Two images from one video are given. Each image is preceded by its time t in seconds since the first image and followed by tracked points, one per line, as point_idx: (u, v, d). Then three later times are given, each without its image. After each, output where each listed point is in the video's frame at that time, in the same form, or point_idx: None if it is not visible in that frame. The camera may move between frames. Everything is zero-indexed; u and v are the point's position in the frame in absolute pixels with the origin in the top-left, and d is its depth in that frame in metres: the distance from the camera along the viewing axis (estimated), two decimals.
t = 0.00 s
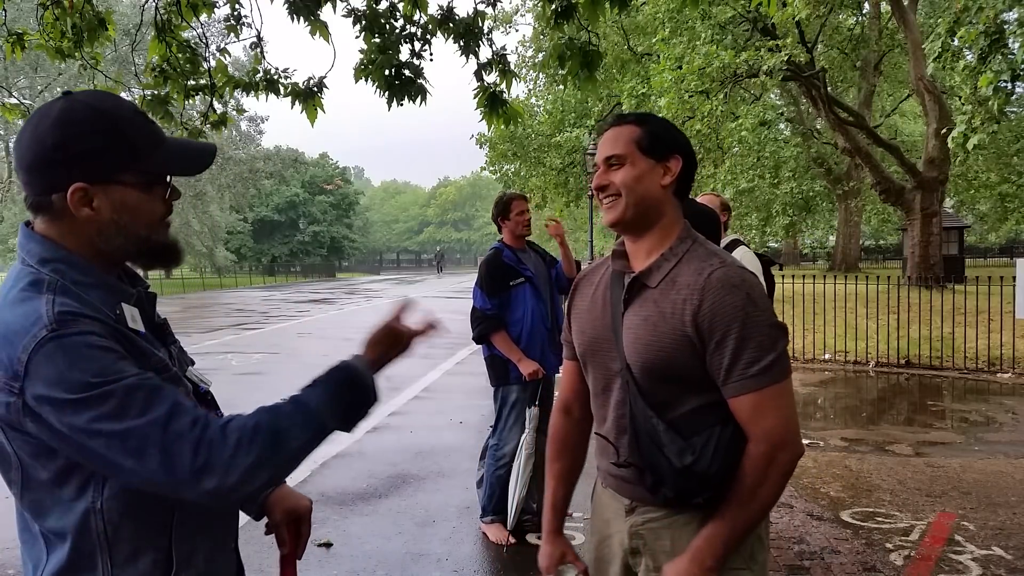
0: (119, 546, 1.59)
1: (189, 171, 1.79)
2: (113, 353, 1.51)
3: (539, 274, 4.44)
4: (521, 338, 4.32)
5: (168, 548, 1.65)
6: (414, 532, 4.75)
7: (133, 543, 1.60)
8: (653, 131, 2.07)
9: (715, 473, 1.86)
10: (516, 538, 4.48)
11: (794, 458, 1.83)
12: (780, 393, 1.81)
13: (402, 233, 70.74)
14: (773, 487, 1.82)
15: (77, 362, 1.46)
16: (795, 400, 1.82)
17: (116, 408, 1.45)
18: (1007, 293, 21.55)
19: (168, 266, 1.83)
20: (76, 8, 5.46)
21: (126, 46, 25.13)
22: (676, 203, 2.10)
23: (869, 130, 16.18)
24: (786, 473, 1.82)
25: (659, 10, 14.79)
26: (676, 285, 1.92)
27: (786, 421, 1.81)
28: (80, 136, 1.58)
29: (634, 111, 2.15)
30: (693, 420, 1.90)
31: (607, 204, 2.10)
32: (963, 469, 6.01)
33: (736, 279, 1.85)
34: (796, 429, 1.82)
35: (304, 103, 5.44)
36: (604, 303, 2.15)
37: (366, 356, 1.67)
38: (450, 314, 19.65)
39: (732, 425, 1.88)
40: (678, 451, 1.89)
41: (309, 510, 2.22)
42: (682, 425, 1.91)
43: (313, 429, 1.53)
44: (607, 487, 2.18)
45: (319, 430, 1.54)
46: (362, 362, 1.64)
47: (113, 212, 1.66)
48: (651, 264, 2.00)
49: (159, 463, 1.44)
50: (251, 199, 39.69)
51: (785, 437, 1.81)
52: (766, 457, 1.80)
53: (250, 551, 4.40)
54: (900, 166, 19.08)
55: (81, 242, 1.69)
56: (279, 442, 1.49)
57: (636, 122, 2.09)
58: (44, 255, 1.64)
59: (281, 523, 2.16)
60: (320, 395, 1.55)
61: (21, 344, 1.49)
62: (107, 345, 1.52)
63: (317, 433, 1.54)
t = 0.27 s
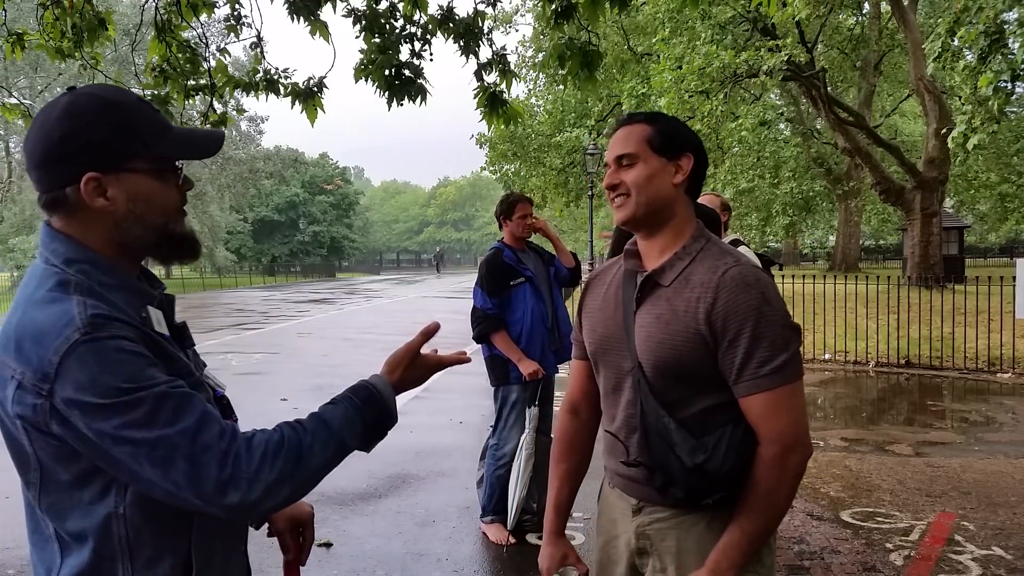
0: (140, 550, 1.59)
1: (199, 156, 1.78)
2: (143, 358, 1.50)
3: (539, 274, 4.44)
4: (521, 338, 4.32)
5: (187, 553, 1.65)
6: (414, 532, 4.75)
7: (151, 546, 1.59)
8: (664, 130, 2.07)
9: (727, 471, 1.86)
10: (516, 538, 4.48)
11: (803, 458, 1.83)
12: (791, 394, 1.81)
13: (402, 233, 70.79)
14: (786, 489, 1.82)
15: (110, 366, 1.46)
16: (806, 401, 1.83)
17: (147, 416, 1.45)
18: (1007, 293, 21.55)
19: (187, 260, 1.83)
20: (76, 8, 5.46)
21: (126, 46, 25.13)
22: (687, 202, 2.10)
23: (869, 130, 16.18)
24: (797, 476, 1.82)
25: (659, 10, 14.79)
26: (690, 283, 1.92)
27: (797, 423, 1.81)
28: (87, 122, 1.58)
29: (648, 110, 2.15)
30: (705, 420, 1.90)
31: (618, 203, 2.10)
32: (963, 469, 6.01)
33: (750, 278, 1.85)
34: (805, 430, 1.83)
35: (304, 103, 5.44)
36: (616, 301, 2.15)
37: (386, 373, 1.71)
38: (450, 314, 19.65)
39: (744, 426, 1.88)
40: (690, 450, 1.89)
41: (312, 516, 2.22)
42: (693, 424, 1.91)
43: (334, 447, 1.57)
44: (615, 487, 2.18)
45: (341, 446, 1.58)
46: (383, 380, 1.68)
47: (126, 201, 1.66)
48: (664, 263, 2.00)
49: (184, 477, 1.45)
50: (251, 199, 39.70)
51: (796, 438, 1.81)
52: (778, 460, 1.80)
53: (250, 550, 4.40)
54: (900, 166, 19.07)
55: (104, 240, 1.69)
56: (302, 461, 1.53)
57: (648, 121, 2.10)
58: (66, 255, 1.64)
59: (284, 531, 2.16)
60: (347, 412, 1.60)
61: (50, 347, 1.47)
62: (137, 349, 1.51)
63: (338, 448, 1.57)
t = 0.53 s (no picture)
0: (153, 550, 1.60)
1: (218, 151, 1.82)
2: (157, 363, 1.52)
3: (540, 274, 4.45)
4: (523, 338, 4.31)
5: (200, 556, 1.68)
6: (414, 532, 4.75)
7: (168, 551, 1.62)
8: (670, 129, 2.06)
9: (733, 470, 1.87)
10: (516, 538, 4.48)
11: (811, 459, 1.83)
12: (797, 394, 1.81)
13: (402, 233, 70.81)
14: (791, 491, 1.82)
15: (122, 367, 1.47)
16: (813, 401, 1.83)
17: (141, 430, 1.45)
18: (1007, 293, 21.55)
19: (213, 259, 1.84)
20: (76, 8, 5.46)
21: (125, 46, 25.14)
22: (694, 201, 2.10)
23: (869, 130, 16.18)
24: (805, 476, 1.82)
25: (659, 10, 14.78)
26: (696, 283, 1.92)
27: (805, 422, 1.81)
28: (107, 120, 1.63)
29: (656, 108, 2.14)
30: (711, 421, 1.90)
31: (624, 205, 2.10)
32: (963, 469, 6.00)
33: (755, 278, 1.85)
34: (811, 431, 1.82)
35: (304, 103, 5.44)
36: (620, 302, 2.15)
37: (321, 390, 1.68)
38: (450, 314, 19.65)
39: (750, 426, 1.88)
40: (698, 450, 1.89)
41: (327, 513, 2.22)
42: (700, 424, 1.90)
43: (279, 475, 1.55)
44: (618, 487, 2.18)
45: (286, 473, 1.56)
46: (319, 399, 1.65)
47: (146, 194, 1.68)
48: (670, 262, 2.00)
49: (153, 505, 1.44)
50: (251, 199, 39.71)
51: (803, 438, 1.81)
52: (784, 459, 1.80)
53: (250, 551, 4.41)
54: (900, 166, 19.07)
55: (128, 236, 1.72)
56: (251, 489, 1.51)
57: (654, 120, 2.09)
58: (95, 252, 1.66)
59: (300, 525, 2.16)
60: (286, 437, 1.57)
61: (68, 339, 1.49)
62: (153, 352, 1.54)
63: (286, 476, 1.56)
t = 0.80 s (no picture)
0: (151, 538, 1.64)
1: (219, 149, 1.85)
2: (148, 359, 1.57)
3: (540, 274, 4.46)
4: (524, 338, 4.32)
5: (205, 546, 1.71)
6: (414, 532, 4.75)
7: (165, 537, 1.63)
8: (671, 132, 2.05)
9: (736, 474, 1.84)
10: (516, 538, 4.49)
11: (812, 462, 1.83)
12: (798, 396, 1.81)
13: (402, 233, 70.81)
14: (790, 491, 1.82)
15: (112, 357, 1.52)
16: (814, 402, 1.82)
17: (114, 424, 1.49)
18: (1007, 293, 21.55)
19: (218, 256, 1.88)
20: (76, 8, 5.46)
21: (125, 46, 25.14)
22: (694, 205, 2.09)
23: (869, 130, 16.17)
24: (804, 478, 1.82)
25: (659, 10, 14.77)
26: (693, 288, 1.92)
27: (805, 425, 1.80)
28: (110, 121, 1.67)
29: (653, 109, 2.13)
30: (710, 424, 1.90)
31: (621, 207, 2.10)
32: (964, 469, 6.00)
33: (755, 281, 1.85)
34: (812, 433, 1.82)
35: (304, 103, 5.44)
36: (620, 306, 2.15)
37: (288, 402, 1.74)
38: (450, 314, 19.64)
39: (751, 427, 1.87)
40: (698, 452, 1.88)
41: (331, 512, 2.22)
42: (699, 427, 1.90)
43: (231, 482, 1.60)
44: (622, 487, 2.18)
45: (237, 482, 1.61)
46: (285, 410, 1.71)
47: (151, 192, 1.72)
48: (668, 266, 2.00)
49: (108, 497, 1.50)
50: (251, 199, 39.70)
51: (802, 440, 1.80)
52: (783, 460, 1.80)
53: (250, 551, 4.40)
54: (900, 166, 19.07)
55: (135, 234, 1.75)
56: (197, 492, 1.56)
57: (655, 122, 2.07)
58: (105, 249, 1.69)
59: (303, 522, 2.17)
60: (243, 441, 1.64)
61: (67, 325, 1.55)
62: (145, 347, 1.58)
63: (236, 482, 1.61)
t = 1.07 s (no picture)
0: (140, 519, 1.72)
1: (217, 153, 1.92)
2: (138, 346, 1.65)
3: (540, 274, 4.47)
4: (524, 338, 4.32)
5: (188, 530, 1.76)
6: (414, 532, 4.75)
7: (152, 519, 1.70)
8: (673, 137, 2.03)
9: (726, 482, 1.84)
10: (517, 539, 4.49)
11: (804, 469, 1.83)
12: (791, 403, 1.80)
13: (402, 233, 70.84)
14: (778, 496, 1.83)
15: (103, 343, 1.61)
16: (809, 411, 1.82)
17: (106, 405, 1.58)
18: (1008, 293, 21.55)
19: (216, 253, 1.94)
20: (76, 8, 5.46)
21: (125, 46, 25.14)
22: (693, 211, 2.08)
23: (869, 130, 16.17)
24: (795, 485, 1.83)
25: (659, 10, 14.77)
26: (687, 296, 1.91)
27: (798, 433, 1.80)
28: (111, 126, 1.78)
29: (658, 111, 2.11)
30: (702, 430, 1.90)
31: (618, 208, 2.10)
32: (964, 469, 6.00)
33: (750, 290, 1.84)
34: (805, 440, 1.81)
35: (304, 103, 5.44)
36: (618, 310, 2.15)
37: (258, 356, 1.77)
38: (450, 314, 19.64)
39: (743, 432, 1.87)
40: (688, 458, 1.88)
41: (325, 511, 2.22)
42: (690, 432, 1.91)
43: (217, 443, 1.66)
44: (622, 484, 2.19)
45: (227, 443, 1.68)
46: (255, 365, 1.74)
47: (150, 191, 1.80)
48: (664, 272, 1.99)
49: (107, 472, 1.58)
50: (251, 199, 39.72)
51: (795, 448, 1.80)
52: (773, 468, 1.80)
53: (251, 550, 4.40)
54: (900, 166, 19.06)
55: (135, 232, 1.82)
56: (186, 457, 1.63)
57: (658, 126, 2.06)
58: (107, 246, 1.78)
59: (297, 518, 2.17)
60: (224, 407, 1.69)
61: (64, 316, 1.65)
62: (135, 335, 1.66)
63: (222, 439, 1.67)
